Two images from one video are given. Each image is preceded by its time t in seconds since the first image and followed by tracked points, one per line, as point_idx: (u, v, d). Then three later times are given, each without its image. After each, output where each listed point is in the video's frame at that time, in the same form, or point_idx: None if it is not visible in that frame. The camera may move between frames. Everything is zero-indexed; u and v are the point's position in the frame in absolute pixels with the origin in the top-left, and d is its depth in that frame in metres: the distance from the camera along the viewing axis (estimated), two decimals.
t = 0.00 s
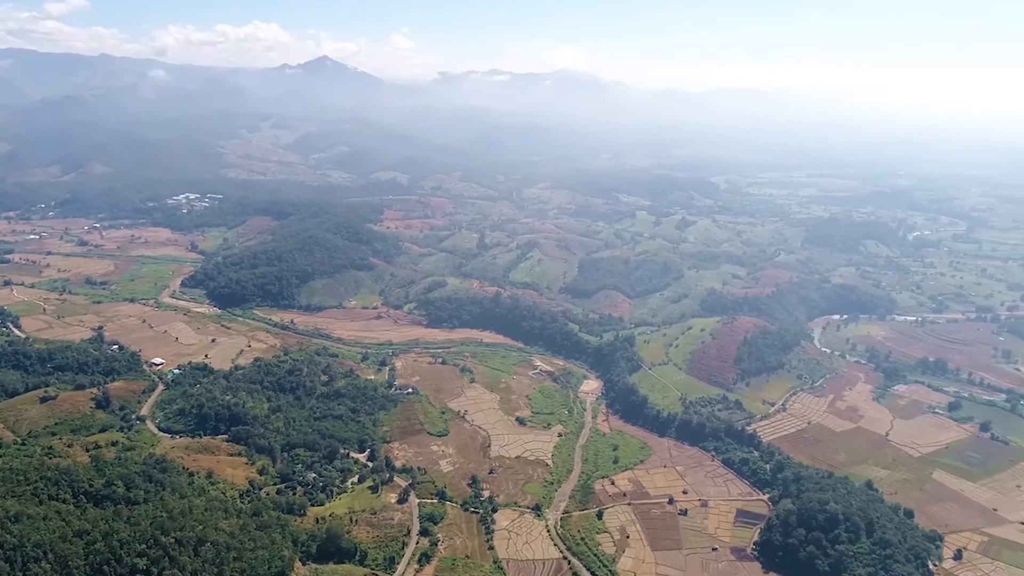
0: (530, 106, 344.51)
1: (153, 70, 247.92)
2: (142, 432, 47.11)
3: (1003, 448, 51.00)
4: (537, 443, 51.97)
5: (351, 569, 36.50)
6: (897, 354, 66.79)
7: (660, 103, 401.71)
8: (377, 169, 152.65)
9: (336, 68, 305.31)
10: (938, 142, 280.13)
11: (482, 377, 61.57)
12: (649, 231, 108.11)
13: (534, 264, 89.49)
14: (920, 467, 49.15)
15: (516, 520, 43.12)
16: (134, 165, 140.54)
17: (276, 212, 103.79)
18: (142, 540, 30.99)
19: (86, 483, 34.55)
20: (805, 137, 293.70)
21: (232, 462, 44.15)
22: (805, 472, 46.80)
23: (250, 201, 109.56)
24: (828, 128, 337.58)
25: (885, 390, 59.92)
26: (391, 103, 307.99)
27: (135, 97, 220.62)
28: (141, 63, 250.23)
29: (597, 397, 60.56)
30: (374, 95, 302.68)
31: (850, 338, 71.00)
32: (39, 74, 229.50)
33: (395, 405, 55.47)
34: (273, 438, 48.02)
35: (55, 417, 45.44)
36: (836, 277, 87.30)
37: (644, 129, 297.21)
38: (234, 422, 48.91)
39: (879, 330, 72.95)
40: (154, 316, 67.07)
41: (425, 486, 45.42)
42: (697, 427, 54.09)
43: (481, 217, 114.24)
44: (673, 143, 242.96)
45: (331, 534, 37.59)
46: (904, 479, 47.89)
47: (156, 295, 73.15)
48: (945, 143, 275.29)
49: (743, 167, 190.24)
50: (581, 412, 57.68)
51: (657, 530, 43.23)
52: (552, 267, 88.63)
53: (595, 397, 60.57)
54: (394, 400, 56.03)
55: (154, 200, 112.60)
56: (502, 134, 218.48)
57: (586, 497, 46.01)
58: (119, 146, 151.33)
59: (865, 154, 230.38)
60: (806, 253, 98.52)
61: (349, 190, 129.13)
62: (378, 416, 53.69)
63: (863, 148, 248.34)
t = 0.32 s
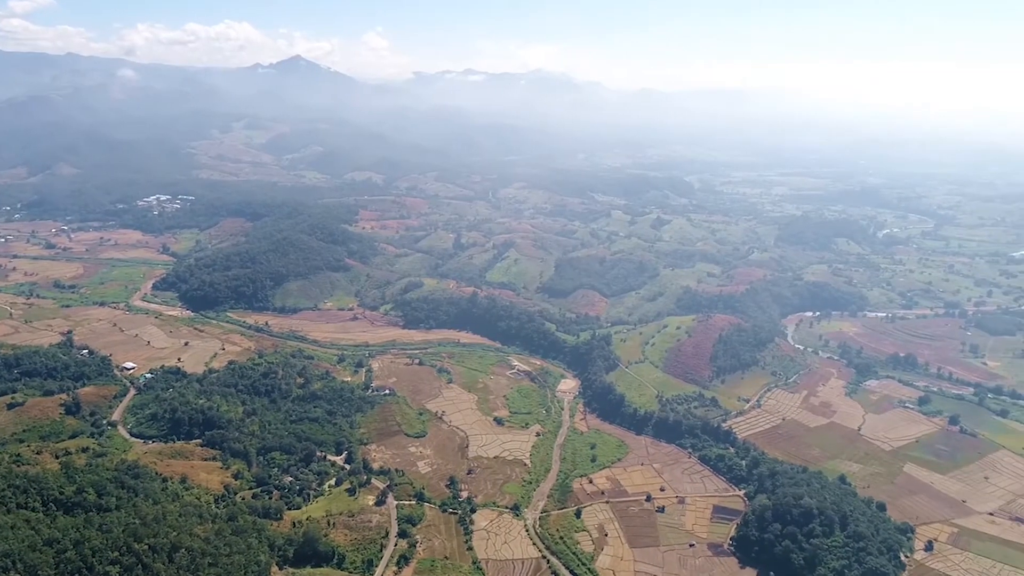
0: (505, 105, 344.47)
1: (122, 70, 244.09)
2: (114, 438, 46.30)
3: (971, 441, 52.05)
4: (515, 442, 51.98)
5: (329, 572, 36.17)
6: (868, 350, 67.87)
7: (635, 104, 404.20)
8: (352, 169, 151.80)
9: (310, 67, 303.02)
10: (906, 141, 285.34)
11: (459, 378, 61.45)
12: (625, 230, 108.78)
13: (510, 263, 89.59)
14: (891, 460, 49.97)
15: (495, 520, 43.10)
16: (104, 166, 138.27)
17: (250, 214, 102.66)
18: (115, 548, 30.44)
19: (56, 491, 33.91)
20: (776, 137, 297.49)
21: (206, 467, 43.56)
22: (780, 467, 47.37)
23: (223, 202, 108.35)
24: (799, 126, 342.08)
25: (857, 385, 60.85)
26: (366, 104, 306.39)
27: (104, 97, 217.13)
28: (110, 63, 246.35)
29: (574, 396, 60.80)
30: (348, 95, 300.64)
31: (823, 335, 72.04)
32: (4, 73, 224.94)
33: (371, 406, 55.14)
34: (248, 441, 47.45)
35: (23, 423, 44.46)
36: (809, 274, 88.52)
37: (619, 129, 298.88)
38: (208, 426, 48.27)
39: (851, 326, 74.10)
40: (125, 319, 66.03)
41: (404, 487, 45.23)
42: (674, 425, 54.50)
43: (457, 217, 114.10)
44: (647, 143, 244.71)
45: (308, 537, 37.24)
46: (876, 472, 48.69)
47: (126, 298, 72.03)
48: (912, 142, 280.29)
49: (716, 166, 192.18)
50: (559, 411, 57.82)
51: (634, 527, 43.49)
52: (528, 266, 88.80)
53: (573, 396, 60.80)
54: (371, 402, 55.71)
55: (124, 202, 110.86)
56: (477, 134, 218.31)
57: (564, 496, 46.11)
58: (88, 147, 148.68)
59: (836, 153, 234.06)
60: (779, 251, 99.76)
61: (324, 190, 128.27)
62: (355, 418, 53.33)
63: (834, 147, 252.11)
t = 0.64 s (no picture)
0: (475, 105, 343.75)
1: (84, 69, 238.96)
2: (79, 445, 45.31)
3: (935, 434, 53.22)
4: (489, 443, 51.94)
5: None
6: (836, 346, 69.04)
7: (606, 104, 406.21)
8: (322, 169, 150.48)
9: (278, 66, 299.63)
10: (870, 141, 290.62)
11: (432, 379, 61.22)
12: (596, 229, 109.31)
13: (483, 263, 89.54)
14: (859, 453, 50.92)
15: (470, 521, 43.03)
16: (66, 167, 135.22)
17: (217, 216, 101.19)
18: (80, 558, 29.81)
19: (19, 501, 33.12)
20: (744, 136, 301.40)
21: (175, 473, 42.83)
22: (751, 462, 47.97)
23: (191, 203, 106.69)
24: (768, 125, 346.50)
25: (825, 380, 61.87)
26: (336, 104, 303.95)
27: (65, 97, 212.37)
28: (72, 62, 241.18)
29: (548, 395, 60.94)
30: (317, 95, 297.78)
31: (791, 331, 73.14)
32: None
33: (344, 409, 54.70)
34: (218, 446, 46.73)
35: None
36: (777, 271, 89.83)
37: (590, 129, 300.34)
38: (177, 431, 47.44)
39: (819, 322, 75.34)
40: (89, 324, 64.67)
41: (377, 490, 44.93)
42: (646, 422, 54.91)
43: (429, 217, 113.72)
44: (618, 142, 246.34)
45: (281, 542, 36.80)
46: (844, 465, 49.55)
47: (90, 302, 70.57)
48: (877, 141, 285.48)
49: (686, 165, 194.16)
50: (532, 410, 57.88)
51: (609, 524, 43.73)
52: (500, 266, 88.80)
53: (546, 395, 60.95)
54: (344, 404, 55.26)
55: (87, 204, 108.55)
56: (449, 134, 217.67)
57: (539, 495, 46.18)
58: (49, 148, 145.35)
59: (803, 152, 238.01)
60: (748, 249, 101.00)
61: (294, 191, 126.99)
62: (327, 421, 52.83)
63: (801, 146, 256.10)
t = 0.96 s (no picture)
0: (446, 105, 342.74)
1: (44, 68, 233.43)
2: (42, 454, 44.24)
3: (901, 426, 54.34)
4: (463, 443, 51.84)
5: None
6: (804, 341, 70.11)
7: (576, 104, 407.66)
8: (292, 169, 148.94)
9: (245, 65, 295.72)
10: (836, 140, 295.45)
11: (405, 380, 60.93)
12: (568, 229, 109.68)
13: (455, 263, 89.40)
14: (827, 447, 51.78)
15: (444, 522, 42.90)
16: (26, 169, 131.95)
17: (184, 218, 99.53)
18: (45, 569, 29.22)
19: None
20: (714, 135, 304.75)
21: (143, 480, 42.02)
22: (722, 457, 48.49)
23: (157, 205, 104.82)
24: (736, 125, 350.66)
25: (794, 375, 62.80)
26: (305, 104, 300.88)
27: (25, 97, 207.30)
28: (32, 61, 235.43)
29: (522, 394, 61.01)
30: (286, 95, 294.54)
31: (761, 327, 74.15)
32: None
33: (316, 411, 54.17)
34: (187, 452, 45.97)
35: None
36: (747, 269, 91.00)
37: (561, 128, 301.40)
38: (145, 437, 46.56)
39: (788, 319, 76.52)
40: (53, 329, 63.21)
41: (351, 493, 44.59)
42: (619, 420, 55.22)
43: (401, 217, 113.20)
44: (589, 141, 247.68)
45: (253, 547, 36.34)
46: (813, 459, 50.35)
47: (53, 307, 68.99)
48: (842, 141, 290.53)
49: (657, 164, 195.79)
50: (506, 410, 57.89)
51: (583, 522, 43.92)
52: (473, 266, 88.68)
53: (520, 394, 61.01)
54: (316, 407, 54.73)
55: (48, 206, 106.00)
56: (420, 134, 216.75)
57: (514, 495, 46.20)
58: (8, 150, 141.67)
59: (770, 151, 241.40)
60: (718, 247, 102.13)
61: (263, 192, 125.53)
62: (299, 424, 52.27)
63: (769, 145, 259.75)
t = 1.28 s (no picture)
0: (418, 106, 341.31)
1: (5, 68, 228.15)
2: (6, 462, 43.18)
3: (870, 420, 55.30)
4: (439, 444, 51.66)
5: None
6: (775, 338, 71.04)
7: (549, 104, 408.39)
8: (263, 170, 147.28)
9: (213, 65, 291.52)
10: (805, 139, 299.72)
11: (380, 382, 60.56)
12: (541, 228, 109.87)
13: (429, 264, 89.08)
14: (799, 442, 52.49)
15: (421, 524, 42.71)
16: None
17: (152, 219, 97.89)
18: None
19: None
20: (685, 135, 307.12)
21: (112, 487, 41.25)
22: (696, 454, 48.91)
23: (124, 207, 102.98)
24: (707, 125, 354.16)
25: (766, 372, 63.59)
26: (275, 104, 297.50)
27: None
28: None
29: (497, 395, 60.98)
30: (256, 95, 291.05)
31: (733, 325, 74.98)
32: None
33: (289, 415, 53.62)
34: (157, 457, 45.19)
35: None
36: (719, 267, 91.93)
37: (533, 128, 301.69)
38: (113, 443, 45.66)
39: (759, 316, 77.45)
40: (16, 334, 61.78)
41: (326, 496, 44.19)
42: (594, 418, 55.41)
43: (374, 218, 112.53)
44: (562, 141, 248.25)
45: (226, 553, 35.86)
46: (785, 454, 51.03)
47: (16, 312, 67.43)
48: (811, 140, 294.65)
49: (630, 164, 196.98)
50: (481, 410, 57.81)
51: (560, 521, 44.02)
52: (447, 266, 88.44)
53: (495, 394, 60.99)
54: (289, 410, 54.17)
55: (11, 209, 103.59)
56: (393, 134, 215.54)
57: (490, 495, 46.16)
58: None
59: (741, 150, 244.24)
60: (690, 246, 103.00)
61: (233, 193, 123.97)
62: (272, 428, 51.70)
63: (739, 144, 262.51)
